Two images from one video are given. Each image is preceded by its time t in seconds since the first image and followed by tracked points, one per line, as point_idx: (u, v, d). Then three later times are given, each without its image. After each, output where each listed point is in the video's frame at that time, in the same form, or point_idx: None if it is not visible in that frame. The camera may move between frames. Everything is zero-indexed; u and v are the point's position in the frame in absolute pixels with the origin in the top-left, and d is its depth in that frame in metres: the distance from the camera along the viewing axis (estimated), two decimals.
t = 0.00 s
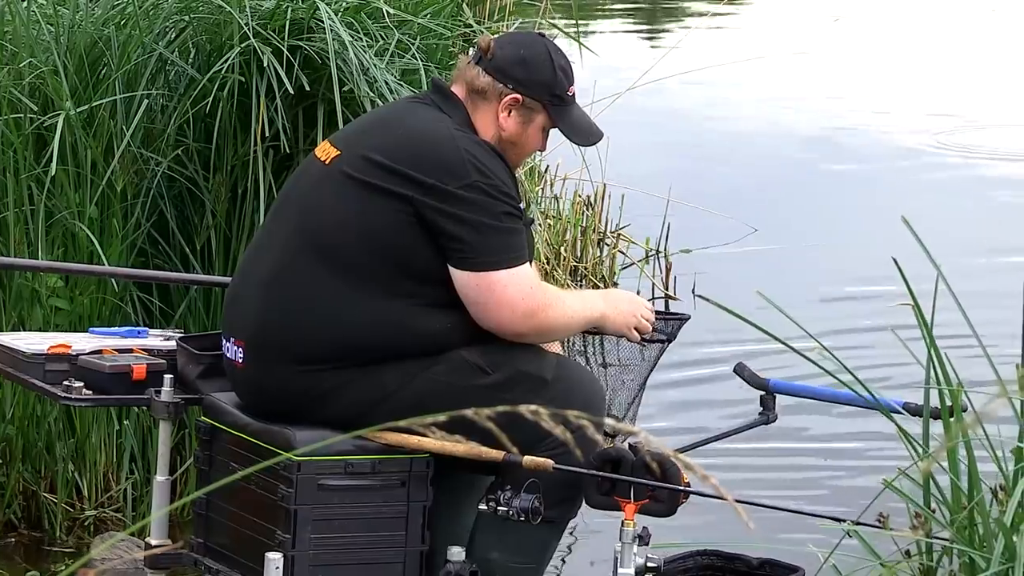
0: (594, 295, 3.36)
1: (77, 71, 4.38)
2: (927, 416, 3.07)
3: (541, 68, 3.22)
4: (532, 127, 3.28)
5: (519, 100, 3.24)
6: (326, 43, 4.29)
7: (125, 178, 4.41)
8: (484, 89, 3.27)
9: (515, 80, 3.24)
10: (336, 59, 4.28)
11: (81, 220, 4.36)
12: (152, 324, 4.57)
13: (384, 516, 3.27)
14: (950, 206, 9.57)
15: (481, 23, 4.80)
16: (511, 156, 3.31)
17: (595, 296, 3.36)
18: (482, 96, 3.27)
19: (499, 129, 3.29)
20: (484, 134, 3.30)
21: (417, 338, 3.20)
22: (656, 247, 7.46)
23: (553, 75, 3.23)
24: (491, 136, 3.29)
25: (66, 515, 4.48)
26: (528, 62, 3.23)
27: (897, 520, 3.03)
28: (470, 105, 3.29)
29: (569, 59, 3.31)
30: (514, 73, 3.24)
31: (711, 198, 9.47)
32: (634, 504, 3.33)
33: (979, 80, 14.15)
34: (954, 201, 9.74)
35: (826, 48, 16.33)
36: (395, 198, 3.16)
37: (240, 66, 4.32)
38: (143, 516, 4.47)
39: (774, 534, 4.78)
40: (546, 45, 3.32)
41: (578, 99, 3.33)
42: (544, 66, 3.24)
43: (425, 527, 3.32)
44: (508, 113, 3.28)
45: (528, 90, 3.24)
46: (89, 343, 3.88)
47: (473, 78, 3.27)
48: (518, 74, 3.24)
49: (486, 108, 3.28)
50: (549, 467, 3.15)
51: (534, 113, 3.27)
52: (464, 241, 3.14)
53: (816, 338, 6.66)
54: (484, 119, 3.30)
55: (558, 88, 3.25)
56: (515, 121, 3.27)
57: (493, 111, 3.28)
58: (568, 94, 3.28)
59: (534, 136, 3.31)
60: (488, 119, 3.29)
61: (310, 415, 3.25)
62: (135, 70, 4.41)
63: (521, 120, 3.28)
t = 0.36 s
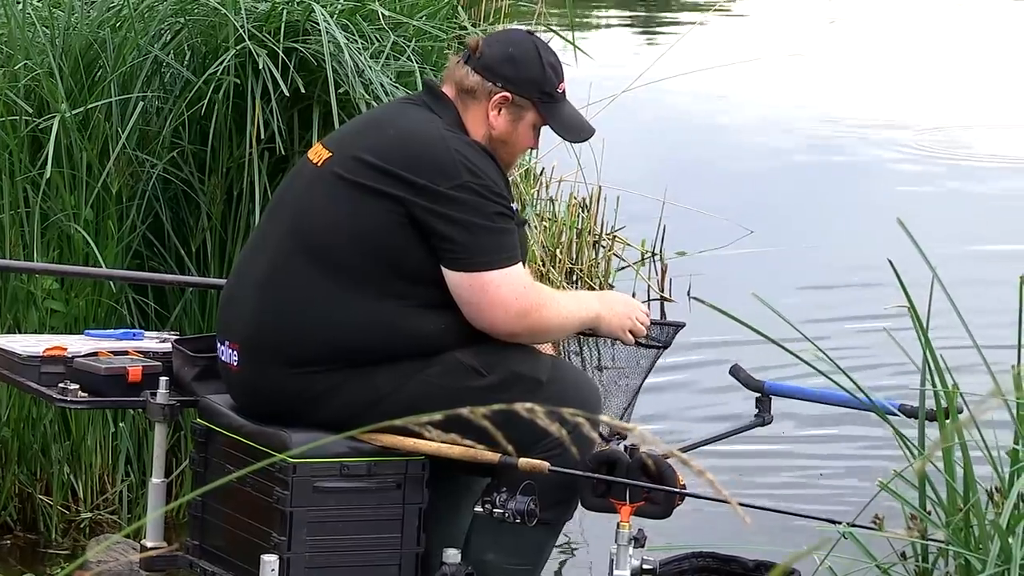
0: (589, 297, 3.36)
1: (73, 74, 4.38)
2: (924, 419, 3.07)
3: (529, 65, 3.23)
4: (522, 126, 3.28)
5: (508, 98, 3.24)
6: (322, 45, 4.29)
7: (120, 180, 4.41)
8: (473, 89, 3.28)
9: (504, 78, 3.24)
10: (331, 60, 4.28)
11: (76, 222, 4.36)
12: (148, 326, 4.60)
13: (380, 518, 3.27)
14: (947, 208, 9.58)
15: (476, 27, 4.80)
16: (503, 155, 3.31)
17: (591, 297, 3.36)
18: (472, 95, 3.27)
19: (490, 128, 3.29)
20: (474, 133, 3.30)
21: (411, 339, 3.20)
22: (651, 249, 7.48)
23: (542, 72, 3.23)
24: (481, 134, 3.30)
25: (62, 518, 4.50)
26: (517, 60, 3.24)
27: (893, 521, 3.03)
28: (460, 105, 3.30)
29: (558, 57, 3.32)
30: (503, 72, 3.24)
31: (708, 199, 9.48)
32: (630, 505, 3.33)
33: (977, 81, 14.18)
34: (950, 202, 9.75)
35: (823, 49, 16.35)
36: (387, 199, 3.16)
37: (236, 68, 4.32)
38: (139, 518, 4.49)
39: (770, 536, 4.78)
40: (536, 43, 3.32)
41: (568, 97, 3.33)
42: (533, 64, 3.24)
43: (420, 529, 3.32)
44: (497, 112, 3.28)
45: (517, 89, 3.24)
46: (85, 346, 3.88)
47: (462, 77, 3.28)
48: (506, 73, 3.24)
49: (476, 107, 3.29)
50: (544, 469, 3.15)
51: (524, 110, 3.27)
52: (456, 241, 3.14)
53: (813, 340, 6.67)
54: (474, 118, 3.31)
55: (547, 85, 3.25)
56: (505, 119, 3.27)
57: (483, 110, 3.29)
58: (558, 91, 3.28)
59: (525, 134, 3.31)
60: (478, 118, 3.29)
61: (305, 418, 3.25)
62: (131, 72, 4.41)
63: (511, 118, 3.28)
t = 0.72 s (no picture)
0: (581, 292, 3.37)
1: (71, 74, 4.38)
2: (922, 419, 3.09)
3: (514, 56, 3.25)
4: (511, 117, 3.30)
5: (495, 92, 3.26)
6: (320, 45, 4.30)
7: (118, 180, 4.40)
8: (460, 86, 3.29)
9: (489, 72, 3.26)
10: (329, 60, 4.28)
11: (75, 222, 4.36)
12: (146, 325, 4.59)
13: (378, 518, 3.27)
14: (946, 208, 9.59)
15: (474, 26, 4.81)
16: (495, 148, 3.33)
17: (583, 292, 3.37)
18: (459, 92, 3.29)
19: (480, 123, 3.31)
20: (464, 129, 3.32)
21: (408, 340, 3.20)
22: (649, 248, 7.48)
23: (527, 62, 3.25)
24: (471, 131, 3.31)
25: (60, 518, 4.49)
26: (501, 53, 3.26)
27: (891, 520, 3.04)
28: (448, 103, 3.32)
29: (539, 45, 3.34)
30: (488, 66, 3.26)
31: (707, 199, 9.49)
32: (628, 505, 3.33)
33: (975, 82, 14.19)
34: (950, 202, 9.75)
35: (821, 50, 16.37)
36: (377, 201, 3.16)
37: (234, 68, 4.32)
38: (136, 519, 4.48)
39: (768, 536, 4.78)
40: (515, 35, 3.34)
41: (553, 84, 3.36)
42: (517, 55, 3.26)
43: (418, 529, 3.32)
44: (486, 107, 3.30)
45: (504, 81, 3.26)
46: (84, 346, 3.88)
47: (448, 76, 3.29)
48: (491, 67, 3.26)
49: (464, 105, 3.30)
50: (543, 469, 3.16)
51: (512, 103, 3.29)
52: (447, 242, 3.14)
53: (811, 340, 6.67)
54: (463, 115, 3.33)
55: (532, 75, 3.28)
56: (495, 113, 3.30)
57: (471, 106, 3.31)
58: (543, 80, 3.30)
59: (515, 126, 3.32)
60: (467, 115, 3.31)
61: (301, 420, 3.26)
62: (129, 73, 4.41)
63: (500, 112, 3.30)
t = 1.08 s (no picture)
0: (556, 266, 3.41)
1: (69, 74, 4.38)
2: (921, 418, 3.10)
3: (478, 39, 3.27)
4: (481, 99, 3.33)
5: (464, 77, 3.28)
6: (319, 45, 4.31)
7: (117, 180, 4.40)
8: (426, 76, 3.29)
9: (455, 58, 3.27)
10: (329, 60, 4.29)
11: (73, 222, 4.36)
12: (144, 325, 4.59)
13: (376, 518, 3.27)
14: (944, 207, 9.59)
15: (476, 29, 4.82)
16: (467, 132, 3.35)
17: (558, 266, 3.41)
18: (426, 81, 3.30)
19: (449, 109, 3.33)
20: (434, 118, 3.33)
21: (400, 342, 3.21)
22: (648, 248, 7.50)
23: (491, 43, 3.28)
24: (442, 118, 3.32)
25: (58, 518, 4.49)
26: (464, 38, 3.27)
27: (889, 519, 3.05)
28: (415, 94, 3.31)
29: (496, 23, 3.36)
30: (453, 51, 3.27)
31: (705, 199, 9.49)
32: (626, 505, 3.34)
33: (974, 82, 14.20)
34: (948, 202, 9.76)
35: (819, 50, 16.38)
36: (360, 206, 3.16)
37: (232, 68, 4.32)
38: (134, 518, 4.47)
39: (766, 535, 4.79)
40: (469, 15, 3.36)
41: (512, 61, 3.39)
42: (481, 38, 3.28)
43: (416, 530, 3.32)
44: (455, 92, 3.31)
45: (470, 65, 3.28)
46: (81, 346, 3.87)
47: (412, 66, 3.29)
48: (456, 52, 3.28)
49: (432, 94, 3.31)
50: (541, 467, 3.16)
51: (480, 85, 3.32)
52: (436, 242, 3.16)
53: (810, 340, 6.67)
54: (431, 104, 3.33)
55: (496, 55, 3.30)
56: (464, 97, 3.31)
57: (439, 93, 3.31)
58: (506, 59, 3.33)
59: (483, 107, 3.36)
60: (435, 102, 3.32)
61: (296, 424, 3.28)
62: (127, 72, 4.40)
63: (468, 95, 3.33)
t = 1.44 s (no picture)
0: (540, 257, 3.47)
1: (67, 74, 4.38)
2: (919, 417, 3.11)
3: (443, 27, 3.35)
4: (452, 87, 3.41)
5: (434, 67, 3.37)
6: (318, 44, 4.31)
7: (114, 180, 4.40)
8: (396, 68, 3.38)
9: (424, 48, 3.36)
10: (327, 59, 4.30)
11: (71, 221, 4.36)
12: (142, 325, 4.57)
13: (375, 518, 3.27)
14: (943, 207, 9.60)
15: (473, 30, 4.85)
16: (441, 122, 3.44)
17: (541, 259, 3.47)
18: (397, 74, 3.38)
19: (422, 100, 3.42)
20: (408, 109, 3.41)
21: (388, 343, 3.28)
22: (645, 247, 7.54)
23: (456, 31, 3.37)
24: (415, 108, 3.41)
25: (56, 518, 4.48)
26: (429, 27, 3.36)
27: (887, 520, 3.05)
28: (386, 88, 3.39)
29: (460, 12, 3.45)
30: (421, 42, 3.36)
31: (704, 199, 9.49)
32: (624, 505, 3.35)
33: (972, 82, 14.21)
34: (947, 201, 9.76)
35: (816, 52, 16.40)
36: (338, 206, 3.25)
37: (230, 67, 4.32)
38: (133, 519, 4.46)
39: (765, 535, 4.80)
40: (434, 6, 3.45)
41: (480, 48, 3.48)
42: (446, 27, 3.37)
43: (414, 529, 3.32)
44: (426, 82, 3.40)
45: (439, 54, 3.37)
46: (79, 346, 3.88)
47: (382, 60, 3.38)
48: (425, 43, 3.36)
49: (403, 86, 3.39)
50: (540, 465, 3.17)
51: (450, 73, 3.41)
52: (413, 238, 3.24)
53: (807, 340, 6.69)
54: (403, 96, 3.41)
55: (464, 42, 3.40)
56: (435, 87, 3.40)
57: (410, 85, 3.40)
58: (473, 45, 3.43)
59: (455, 96, 3.44)
60: (408, 94, 3.41)
61: (288, 426, 3.35)
62: (125, 72, 4.40)
63: (438, 85, 3.41)
